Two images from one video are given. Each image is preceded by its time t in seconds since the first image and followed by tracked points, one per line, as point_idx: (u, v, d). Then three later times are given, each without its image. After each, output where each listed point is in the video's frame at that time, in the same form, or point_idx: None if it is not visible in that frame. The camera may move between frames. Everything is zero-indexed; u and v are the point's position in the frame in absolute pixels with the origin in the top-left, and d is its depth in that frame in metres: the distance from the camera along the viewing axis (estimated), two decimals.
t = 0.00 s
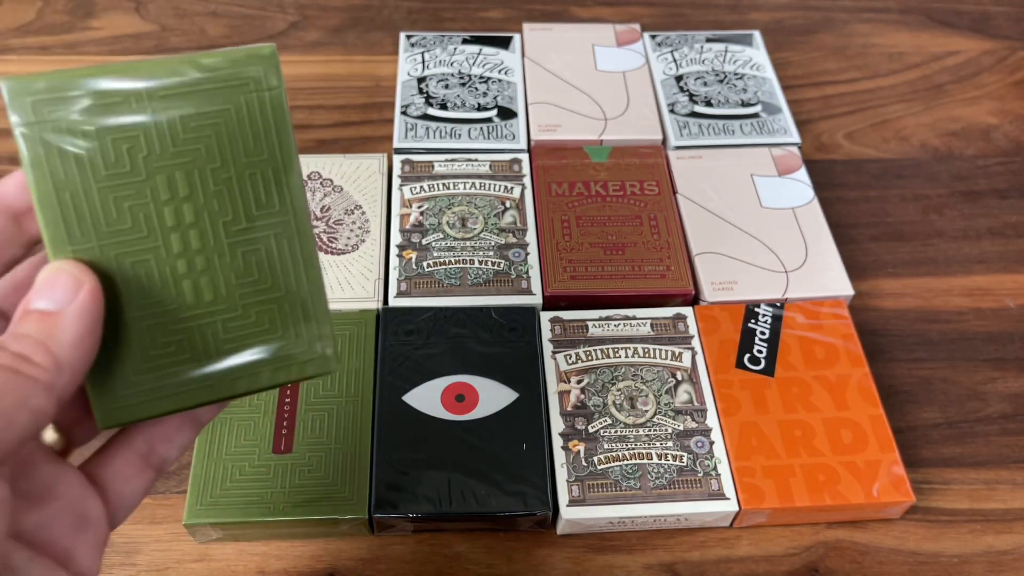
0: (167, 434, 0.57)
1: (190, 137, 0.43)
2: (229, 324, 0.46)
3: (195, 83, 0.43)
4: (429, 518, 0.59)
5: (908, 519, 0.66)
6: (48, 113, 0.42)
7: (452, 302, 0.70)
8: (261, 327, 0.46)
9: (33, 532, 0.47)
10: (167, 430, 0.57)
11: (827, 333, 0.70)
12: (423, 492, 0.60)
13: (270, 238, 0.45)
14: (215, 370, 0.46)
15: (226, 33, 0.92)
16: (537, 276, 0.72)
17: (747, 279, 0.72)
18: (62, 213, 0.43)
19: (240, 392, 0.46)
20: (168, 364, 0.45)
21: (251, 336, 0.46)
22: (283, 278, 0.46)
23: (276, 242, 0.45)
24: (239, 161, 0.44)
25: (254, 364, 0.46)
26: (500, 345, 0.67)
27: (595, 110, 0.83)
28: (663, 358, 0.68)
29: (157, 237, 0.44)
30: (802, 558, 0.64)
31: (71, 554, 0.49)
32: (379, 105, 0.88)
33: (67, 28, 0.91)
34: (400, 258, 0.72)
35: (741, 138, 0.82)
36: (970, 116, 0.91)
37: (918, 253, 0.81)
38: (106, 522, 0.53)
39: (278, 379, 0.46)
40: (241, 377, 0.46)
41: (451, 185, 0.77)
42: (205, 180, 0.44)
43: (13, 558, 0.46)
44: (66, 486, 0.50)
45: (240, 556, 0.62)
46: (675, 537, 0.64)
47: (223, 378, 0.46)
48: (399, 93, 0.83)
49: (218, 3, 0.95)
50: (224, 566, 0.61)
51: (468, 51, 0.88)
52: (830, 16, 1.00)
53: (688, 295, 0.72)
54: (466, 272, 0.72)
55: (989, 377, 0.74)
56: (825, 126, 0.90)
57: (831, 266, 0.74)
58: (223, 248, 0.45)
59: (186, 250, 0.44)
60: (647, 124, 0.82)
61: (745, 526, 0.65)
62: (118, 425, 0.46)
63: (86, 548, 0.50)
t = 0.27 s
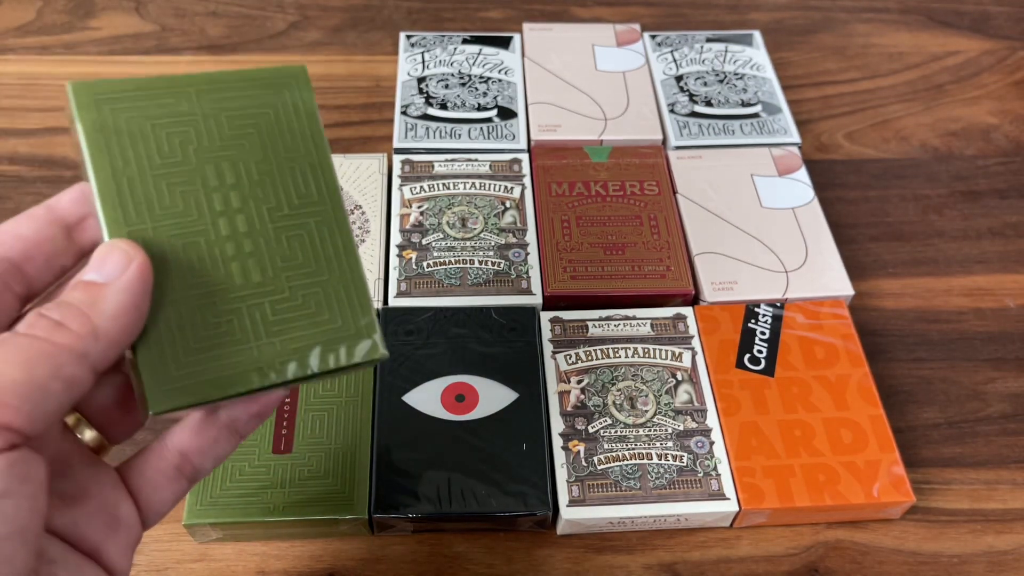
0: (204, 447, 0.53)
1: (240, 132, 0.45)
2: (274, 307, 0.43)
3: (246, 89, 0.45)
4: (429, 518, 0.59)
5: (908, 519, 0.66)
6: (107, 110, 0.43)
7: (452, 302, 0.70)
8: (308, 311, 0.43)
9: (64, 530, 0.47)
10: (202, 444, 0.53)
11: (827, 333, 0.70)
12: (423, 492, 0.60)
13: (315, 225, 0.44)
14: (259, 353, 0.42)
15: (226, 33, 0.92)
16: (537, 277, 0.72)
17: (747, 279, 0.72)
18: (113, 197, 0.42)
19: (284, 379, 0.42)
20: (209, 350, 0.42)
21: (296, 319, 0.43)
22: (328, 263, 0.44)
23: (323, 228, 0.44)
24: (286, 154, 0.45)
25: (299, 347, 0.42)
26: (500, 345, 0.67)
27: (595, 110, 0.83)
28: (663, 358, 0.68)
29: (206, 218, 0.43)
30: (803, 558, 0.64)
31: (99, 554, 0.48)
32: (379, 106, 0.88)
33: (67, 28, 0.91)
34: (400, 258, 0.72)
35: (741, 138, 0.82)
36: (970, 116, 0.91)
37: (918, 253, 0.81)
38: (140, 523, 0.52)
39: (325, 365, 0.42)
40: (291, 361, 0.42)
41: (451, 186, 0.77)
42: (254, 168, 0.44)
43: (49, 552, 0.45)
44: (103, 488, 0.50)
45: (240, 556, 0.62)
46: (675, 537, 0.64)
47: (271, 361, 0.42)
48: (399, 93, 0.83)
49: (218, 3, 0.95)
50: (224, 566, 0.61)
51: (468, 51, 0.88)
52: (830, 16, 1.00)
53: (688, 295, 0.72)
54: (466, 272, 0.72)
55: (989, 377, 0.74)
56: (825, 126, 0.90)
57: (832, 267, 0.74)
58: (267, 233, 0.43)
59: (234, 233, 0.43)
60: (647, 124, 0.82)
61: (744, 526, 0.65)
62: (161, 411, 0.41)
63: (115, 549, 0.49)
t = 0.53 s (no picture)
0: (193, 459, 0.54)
1: (235, 144, 0.44)
2: (263, 317, 0.40)
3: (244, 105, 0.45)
4: (428, 518, 0.59)
5: (908, 519, 0.66)
6: (107, 122, 0.43)
7: (452, 302, 0.70)
8: (298, 320, 0.40)
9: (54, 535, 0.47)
10: (190, 452, 0.53)
11: (827, 333, 0.70)
12: (423, 492, 0.59)
13: (308, 235, 0.42)
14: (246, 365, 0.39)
15: (225, 32, 0.92)
16: (537, 277, 0.72)
17: (747, 279, 0.72)
18: (106, 206, 0.41)
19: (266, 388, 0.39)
20: (190, 357, 0.39)
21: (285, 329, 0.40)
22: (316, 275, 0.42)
23: (315, 240, 0.42)
24: (280, 164, 0.44)
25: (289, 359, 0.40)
26: (500, 346, 0.67)
27: (595, 110, 0.83)
28: (663, 358, 0.68)
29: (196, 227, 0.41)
30: (803, 558, 0.64)
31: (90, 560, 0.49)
32: (379, 106, 0.88)
33: (67, 28, 0.91)
34: (400, 258, 0.72)
35: (741, 138, 0.82)
36: (970, 116, 0.91)
37: (919, 253, 0.81)
38: (128, 530, 0.53)
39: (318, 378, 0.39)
40: (276, 367, 0.39)
41: (451, 185, 0.77)
42: (247, 180, 0.43)
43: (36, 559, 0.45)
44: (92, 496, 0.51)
45: (240, 556, 0.62)
46: (676, 537, 0.64)
47: (254, 368, 0.39)
48: (399, 93, 0.83)
49: (217, 3, 0.95)
50: (224, 566, 0.61)
51: (468, 51, 0.88)
52: (830, 16, 1.00)
53: (688, 295, 0.71)
54: (466, 272, 0.72)
55: (989, 377, 0.74)
56: (825, 126, 0.90)
57: (832, 267, 0.74)
58: (259, 242, 0.42)
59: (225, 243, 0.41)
60: (646, 123, 0.82)
61: (745, 526, 0.65)
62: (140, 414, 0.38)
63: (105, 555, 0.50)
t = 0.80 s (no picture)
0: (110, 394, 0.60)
1: (92, 129, 0.46)
2: (145, 279, 0.42)
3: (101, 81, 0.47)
4: (428, 518, 0.59)
5: (908, 519, 0.66)
6: None
7: (452, 302, 0.70)
8: (181, 271, 0.42)
9: (6, 478, 0.50)
10: (129, 398, 0.61)
11: (827, 333, 0.70)
12: (423, 492, 0.60)
13: (162, 186, 0.44)
14: (137, 327, 0.41)
15: (226, 33, 0.92)
16: (537, 277, 0.72)
17: (747, 279, 0.72)
18: (5, 226, 0.45)
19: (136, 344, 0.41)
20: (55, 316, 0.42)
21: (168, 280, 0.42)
22: (182, 222, 0.44)
23: (170, 193, 0.44)
24: (128, 134, 0.46)
25: (173, 308, 0.41)
26: (500, 345, 0.67)
27: (595, 110, 0.83)
28: (663, 358, 0.68)
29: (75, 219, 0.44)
30: (803, 558, 0.64)
31: (41, 500, 0.51)
32: (379, 106, 0.88)
33: (67, 28, 0.91)
34: (400, 258, 0.72)
35: (741, 138, 0.82)
36: (970, 116, 0.91)
37: (919, 253, 0.81)
38: (77, 472, 0.56)
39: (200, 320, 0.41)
40: (136, 320, 0.41)
41: (451, 185, 0.77)
42: (107, 157, 0.45)
43: None
44: (30, 439, 0.53)
45: (240, 556, 0.62)
46: (675, 537, 0.64)
47: (120, 324, 0.41)
48: (399, 94, 0.83)
49: (218, 3, 0.95)
50: (224, 565, 0.61)
51: (468, 51, 0.88)
52: (830, 16, 1.00)
53: (688, 295, 0.71)
54: (466, 272, 0.72)
55: (989, 377, 0.74)
56: (825, 126, 0.90)
57: (832, 267, 0.74)
58: (112, 200, 0.44)
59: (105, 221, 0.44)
60: (647, 124, 0.82)
61: (744, 526, 0.65)
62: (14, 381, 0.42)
63: (55, 493, 0.52)
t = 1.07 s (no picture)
0: (136, 245, 0.63)
1: (156, 29, 0.51)
2: (201, 141, 0.46)
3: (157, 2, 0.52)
4: (428, 517, 0.59)
5: (908, 518, 0.66)
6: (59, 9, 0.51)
7: (452, 302, 0.70)
8: (234, 135, 0.47)
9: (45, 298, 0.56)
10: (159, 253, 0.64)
11: (826, 333, 0.70)
12: (423, 492, 0.60)
13: (219, 76, 0.49)
14: (195, 176, 0.45)
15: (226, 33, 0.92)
16: (537, 277, 0.72)
17: (747, 279, 0.72)
18: (69, 97, 0.48)
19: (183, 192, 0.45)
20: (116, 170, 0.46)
21: (222, 142, 0.47)
22: (229, 104, 0.48)
23: (227, 79, 0.49)
24: (187, 35, 0.51)
25: (229, 158, 0.46)
26: (500, 346, 0.67)
27: (595, 110, 0.83)
28: (663, 358, 0.68)
29: (135, 101, 0.48)
30: (802, 557, 0.64)
31: (67, 319, 0.57)
32: (379, 106, 0.88)
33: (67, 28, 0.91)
34: (400, 258, 0.72)
35: (741, 138, 0.82)
36: (970, 116, 0.91)
37: (918, 253, 0.81)
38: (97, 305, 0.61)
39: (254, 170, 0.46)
40: (185, 174, 0.46)
41: (451, 186, 0.77)
42: (169, 52, 0.50)
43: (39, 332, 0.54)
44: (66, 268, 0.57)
45: (240, 556, 0.62)
46: (675, 537, 0.64)
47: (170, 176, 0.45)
48: (399, 94, 0.83)
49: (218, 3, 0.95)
50: (225, 565, 0.62)
51: (468, 52, 0.88)
52: (830, 16, 1.00)
53: (688, 295, 0.72)
54: (466, 272, 0.72)
55: (989, 377, 0.74)
56: (825, 126, 0.90)
57: (831, 267, 0.74)
58: (172, 82, 0.49)
59: (159, 101, 0.48)
60: (647, 124, 0.82)
61: (744, 526, 0.65)
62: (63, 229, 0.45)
63: (81, 317, 0.58)
